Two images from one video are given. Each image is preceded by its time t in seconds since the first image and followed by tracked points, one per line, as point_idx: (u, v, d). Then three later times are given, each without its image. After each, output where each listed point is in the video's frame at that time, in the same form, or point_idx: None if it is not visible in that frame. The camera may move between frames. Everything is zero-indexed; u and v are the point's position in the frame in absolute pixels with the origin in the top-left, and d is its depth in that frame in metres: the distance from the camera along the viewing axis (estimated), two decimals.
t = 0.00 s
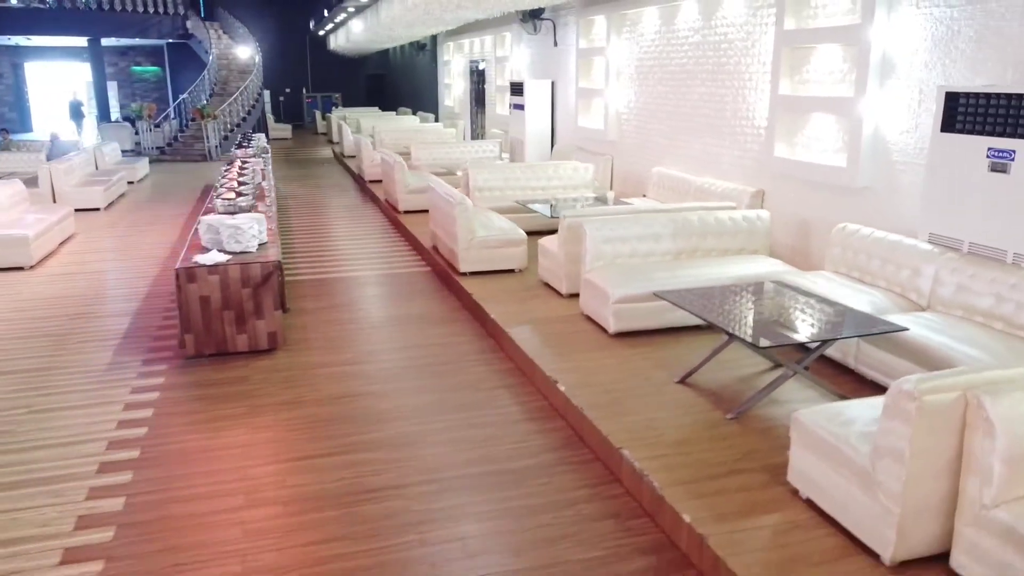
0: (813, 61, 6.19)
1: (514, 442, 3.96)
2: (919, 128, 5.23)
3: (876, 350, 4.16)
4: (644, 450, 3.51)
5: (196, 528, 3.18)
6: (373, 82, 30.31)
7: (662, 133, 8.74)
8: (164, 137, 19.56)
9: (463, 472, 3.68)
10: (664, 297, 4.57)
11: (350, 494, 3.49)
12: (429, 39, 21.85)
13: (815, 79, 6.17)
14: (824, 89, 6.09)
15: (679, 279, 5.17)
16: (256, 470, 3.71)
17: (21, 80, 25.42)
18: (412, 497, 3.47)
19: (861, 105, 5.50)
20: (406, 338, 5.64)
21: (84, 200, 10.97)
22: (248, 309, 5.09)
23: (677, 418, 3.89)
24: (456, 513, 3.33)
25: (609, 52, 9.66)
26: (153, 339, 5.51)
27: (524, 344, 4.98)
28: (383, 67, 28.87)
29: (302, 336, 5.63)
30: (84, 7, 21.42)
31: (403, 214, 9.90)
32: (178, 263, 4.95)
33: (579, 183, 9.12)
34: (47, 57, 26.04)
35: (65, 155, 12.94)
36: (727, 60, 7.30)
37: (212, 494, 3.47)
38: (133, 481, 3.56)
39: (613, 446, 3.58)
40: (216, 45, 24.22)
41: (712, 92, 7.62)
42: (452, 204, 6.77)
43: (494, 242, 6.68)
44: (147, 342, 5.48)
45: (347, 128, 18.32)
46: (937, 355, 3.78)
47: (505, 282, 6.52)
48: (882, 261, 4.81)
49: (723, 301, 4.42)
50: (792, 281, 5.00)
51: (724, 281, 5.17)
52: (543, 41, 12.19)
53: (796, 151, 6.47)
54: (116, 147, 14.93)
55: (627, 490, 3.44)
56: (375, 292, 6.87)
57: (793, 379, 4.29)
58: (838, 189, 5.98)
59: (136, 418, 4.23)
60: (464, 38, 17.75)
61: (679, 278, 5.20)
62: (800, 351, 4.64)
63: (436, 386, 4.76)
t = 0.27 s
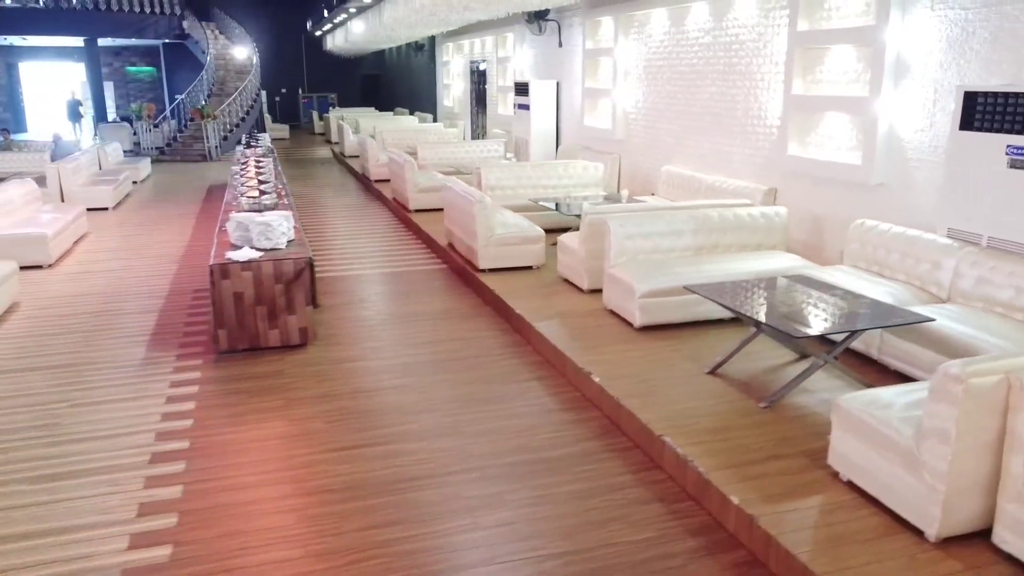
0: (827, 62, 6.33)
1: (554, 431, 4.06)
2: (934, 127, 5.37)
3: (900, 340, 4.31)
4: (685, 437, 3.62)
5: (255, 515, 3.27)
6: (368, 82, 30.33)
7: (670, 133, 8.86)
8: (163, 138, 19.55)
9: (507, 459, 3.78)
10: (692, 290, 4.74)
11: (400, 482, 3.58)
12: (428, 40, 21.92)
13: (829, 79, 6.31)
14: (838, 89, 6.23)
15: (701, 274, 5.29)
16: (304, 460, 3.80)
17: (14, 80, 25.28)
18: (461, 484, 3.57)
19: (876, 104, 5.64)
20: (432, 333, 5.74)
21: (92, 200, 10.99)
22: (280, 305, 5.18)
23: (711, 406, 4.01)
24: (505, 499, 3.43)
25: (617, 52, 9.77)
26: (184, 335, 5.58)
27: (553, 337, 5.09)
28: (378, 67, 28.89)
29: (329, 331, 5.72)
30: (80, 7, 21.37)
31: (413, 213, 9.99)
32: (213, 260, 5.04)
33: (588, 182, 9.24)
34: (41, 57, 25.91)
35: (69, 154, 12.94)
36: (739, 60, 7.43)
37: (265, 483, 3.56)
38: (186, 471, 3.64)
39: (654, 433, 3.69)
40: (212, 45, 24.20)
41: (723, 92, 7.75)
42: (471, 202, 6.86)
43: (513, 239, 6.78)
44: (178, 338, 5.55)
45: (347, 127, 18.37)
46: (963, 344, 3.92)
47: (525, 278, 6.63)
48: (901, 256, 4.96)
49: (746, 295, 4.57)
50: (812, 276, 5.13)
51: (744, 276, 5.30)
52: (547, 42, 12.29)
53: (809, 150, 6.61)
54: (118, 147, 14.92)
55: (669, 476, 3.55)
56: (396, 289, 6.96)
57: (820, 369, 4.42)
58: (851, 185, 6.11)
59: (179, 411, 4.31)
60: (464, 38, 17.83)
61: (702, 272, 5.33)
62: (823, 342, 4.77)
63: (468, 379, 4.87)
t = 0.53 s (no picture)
0: (849, 62, 6.44)
1: (599, 422, 4.16)
2: (959, 126, 5.49)
3: (933, 333, 4.42)
4: (732, 426, 3.72)
5: (319, 502, 3.36)
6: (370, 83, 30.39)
7: (686, 132, 8.97)
8: (169, 138, 19.60)
9: (556, 450, 3.87)
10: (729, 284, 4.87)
11: (455, 471, 3.67)
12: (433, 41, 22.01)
13: (851, 79, 6.42)
14: (860, 89, 6.35)
15: (731, 270, 5.39)
16: (358, 451, 3.88)
17: (17, 81, 25.30)
18: (516, 472, 3.66)
19: (900, 103, 5.75)
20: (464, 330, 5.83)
21: (107, 199, 11.05)
22: (319, 301, 5.27)
23: (753, 397, 4.11)
24: (561, 487, 3.52)
25: (633, 53, 9.88)
26: (221, 331, 5.66)
27: (588, 332, 5.19)
28: (381, 67, 28.98)
29: (363, 328, 5.80)
30: (84, 7, 21.42)
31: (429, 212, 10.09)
32: (254, 256, 5.12)
33: (605, 181, 9.34)
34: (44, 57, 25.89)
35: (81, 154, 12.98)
36: (758, 61, 7.54)
37: (323, 472, 3.65)
38: (245, 461, 3.72)
39: (701, 423, 3.79)
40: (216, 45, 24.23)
41: (741, 92, 7.85)
42: (497, 201, 6.97)
43: (538, 237, 6.89)
44: (215, 334, 5.63)
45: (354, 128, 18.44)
46: (999, 336, 4.03)
47: (551, 275, 6.73)
48: (930, 252, 5.07)
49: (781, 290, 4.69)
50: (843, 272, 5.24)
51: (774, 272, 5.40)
52: (559, 43, 12.39)
53: (831, 149, 6.72)
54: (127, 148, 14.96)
55: (718, 464, 3.65)
56: (422, 286, 7.05)
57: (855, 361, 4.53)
58: (873, 184, 6.20)
59: (229, 404, 4.39)
60: (472, 39, 17.93)
61: (733, 268, 5.43)
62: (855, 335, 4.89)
63: (507, 373, 4.96)
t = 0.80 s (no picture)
0: (871, 62, 6.56)
1: (644, 415, 4.26)
2: (984, 124, 5.59)
3: (966, 326, 4.54)
4: (781, 417, 3.82)
5: (384, 491, 3.44)
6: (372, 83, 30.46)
7: (703, 132, 9.09)
8: (175, 138, 19.64)
9: (606, 442, 3.96)
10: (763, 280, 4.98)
11: (512, 462, 3.76)
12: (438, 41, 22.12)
13: (874, 79, 6.54)
14: (882, 89, 6.46)
15: (762, 266, 5.49)
16: (413, 443, 3.97)
17: (19, 81, 25.28)
18: (571, 463, 3.75)
19: (925, 103, 5.86)
20: (497, 327, 5.92)
21: (124, 199, 11.09)
22: (358, 297, 5.35)
23: (795, 389, 4.21)
24: (617, 476, 3.61)
25: (649, 53, 10.01)
26: (258, 328, 5.74)
27: (624, 328, 5.28)
28: (383, 68, 29.07)
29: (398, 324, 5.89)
30: (89, 7, 21.42)
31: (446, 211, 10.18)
32: (295, 253, 5.20)
33: (622, 180, 9.46)
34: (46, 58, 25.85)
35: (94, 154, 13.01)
36: (778, 61, 7.67)
37: (383, 463, 3.73)
38: (305, 452, 3.80)
39: (749, 414, 3.89)
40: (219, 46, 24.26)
41: (761, 92, 7.98)
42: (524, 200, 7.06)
43: (564, 235, 6.99)
44: (253, 331, 5.70)
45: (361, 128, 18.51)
46: None
47: (577, 273, 6.82)
48: (959, 248, 5.18)
49: (815, 286, 4.79)
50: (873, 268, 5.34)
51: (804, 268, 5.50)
52: (572, 43, 12.53)
53: (852, 147, 6.83)
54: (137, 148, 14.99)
55: (767, 454, 3.75)
56: (449, 284, 7.14)
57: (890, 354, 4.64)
58: (896, 181, 6.30)
59: (279, 398, 4.47)
60: (478, 40, 18.07)
61: (763, 264, 5.53)
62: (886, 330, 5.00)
63: (546, 368, 5.05)
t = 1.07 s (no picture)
0: (890, 62, 6.67)
1: (682, 408, 4.33)
2: (1005, 123, 5.67)
3: (994, 320, 4.63)
4: (821, 408, 3.90)
5: (439, 482, 3.50)
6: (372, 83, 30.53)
7: (716, 131, 9.20)
8: (178, 138, 19.64)
9: (649, 434, 4.04)
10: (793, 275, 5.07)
11: (559, 452, 3.83)
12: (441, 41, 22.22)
13: (893, 79, 6.64)
14: (901, 88, 6.57)
15: (788, 263, 5.58)
16: (459, 435, 4.03)
17: (19, 81, 25.17)
18: (618, 453, 3.83)
19: (946, 101, 5.96)
20: (526, 323, 5.99)
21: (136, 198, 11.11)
22: (391, 294, 5.41)
23: (831, 382, 4.30)
24: (664, 466, 3.69)
25: (661, 53, 10.12)
26: (289, 325, 5.80)
27: (654, 323, 5.36)
28: (384, 68, 29.14)
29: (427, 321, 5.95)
30: (91, 7, 21.38)
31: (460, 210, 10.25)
32: (330, 250, 5.25)
33: (637, 178, 9.55)
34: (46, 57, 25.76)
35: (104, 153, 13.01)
36: (795, 60, 7.78)
37: (433, 455, 3.79)
38: (354, 445, 3.86)
39: (789, 406, 3.97)
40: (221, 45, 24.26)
41: (776, 91, 8.08)
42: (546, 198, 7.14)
43: (586, 232, 7.07)
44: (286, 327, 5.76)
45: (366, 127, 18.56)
46: None
47: (599, 270, 6.90)
48: (984, 244, 5.28)
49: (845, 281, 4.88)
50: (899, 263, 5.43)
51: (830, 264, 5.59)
52: (581, 43, 12.67)
53: (871, 146, 6.93)
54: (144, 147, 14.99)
55: (809, 445, 3.83)
56: (471, 281, 7.20)
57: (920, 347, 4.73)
58: (915, 179, 6.40)
59: (321, 393, 4.52)
60: (483, 39, 18.21)
61: (789, 261, 5.61)
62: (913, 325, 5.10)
63: (580, 362, 5.13)
